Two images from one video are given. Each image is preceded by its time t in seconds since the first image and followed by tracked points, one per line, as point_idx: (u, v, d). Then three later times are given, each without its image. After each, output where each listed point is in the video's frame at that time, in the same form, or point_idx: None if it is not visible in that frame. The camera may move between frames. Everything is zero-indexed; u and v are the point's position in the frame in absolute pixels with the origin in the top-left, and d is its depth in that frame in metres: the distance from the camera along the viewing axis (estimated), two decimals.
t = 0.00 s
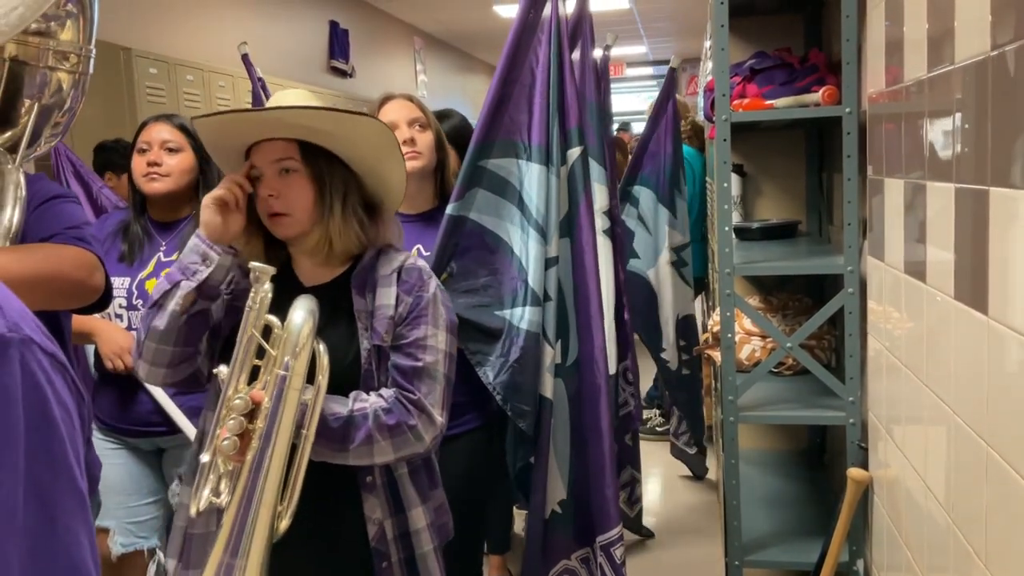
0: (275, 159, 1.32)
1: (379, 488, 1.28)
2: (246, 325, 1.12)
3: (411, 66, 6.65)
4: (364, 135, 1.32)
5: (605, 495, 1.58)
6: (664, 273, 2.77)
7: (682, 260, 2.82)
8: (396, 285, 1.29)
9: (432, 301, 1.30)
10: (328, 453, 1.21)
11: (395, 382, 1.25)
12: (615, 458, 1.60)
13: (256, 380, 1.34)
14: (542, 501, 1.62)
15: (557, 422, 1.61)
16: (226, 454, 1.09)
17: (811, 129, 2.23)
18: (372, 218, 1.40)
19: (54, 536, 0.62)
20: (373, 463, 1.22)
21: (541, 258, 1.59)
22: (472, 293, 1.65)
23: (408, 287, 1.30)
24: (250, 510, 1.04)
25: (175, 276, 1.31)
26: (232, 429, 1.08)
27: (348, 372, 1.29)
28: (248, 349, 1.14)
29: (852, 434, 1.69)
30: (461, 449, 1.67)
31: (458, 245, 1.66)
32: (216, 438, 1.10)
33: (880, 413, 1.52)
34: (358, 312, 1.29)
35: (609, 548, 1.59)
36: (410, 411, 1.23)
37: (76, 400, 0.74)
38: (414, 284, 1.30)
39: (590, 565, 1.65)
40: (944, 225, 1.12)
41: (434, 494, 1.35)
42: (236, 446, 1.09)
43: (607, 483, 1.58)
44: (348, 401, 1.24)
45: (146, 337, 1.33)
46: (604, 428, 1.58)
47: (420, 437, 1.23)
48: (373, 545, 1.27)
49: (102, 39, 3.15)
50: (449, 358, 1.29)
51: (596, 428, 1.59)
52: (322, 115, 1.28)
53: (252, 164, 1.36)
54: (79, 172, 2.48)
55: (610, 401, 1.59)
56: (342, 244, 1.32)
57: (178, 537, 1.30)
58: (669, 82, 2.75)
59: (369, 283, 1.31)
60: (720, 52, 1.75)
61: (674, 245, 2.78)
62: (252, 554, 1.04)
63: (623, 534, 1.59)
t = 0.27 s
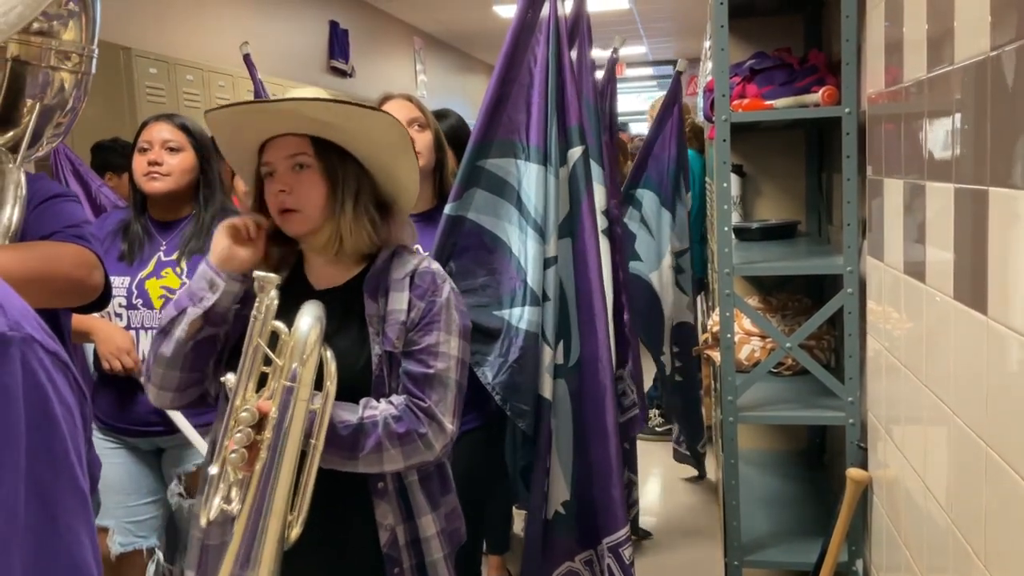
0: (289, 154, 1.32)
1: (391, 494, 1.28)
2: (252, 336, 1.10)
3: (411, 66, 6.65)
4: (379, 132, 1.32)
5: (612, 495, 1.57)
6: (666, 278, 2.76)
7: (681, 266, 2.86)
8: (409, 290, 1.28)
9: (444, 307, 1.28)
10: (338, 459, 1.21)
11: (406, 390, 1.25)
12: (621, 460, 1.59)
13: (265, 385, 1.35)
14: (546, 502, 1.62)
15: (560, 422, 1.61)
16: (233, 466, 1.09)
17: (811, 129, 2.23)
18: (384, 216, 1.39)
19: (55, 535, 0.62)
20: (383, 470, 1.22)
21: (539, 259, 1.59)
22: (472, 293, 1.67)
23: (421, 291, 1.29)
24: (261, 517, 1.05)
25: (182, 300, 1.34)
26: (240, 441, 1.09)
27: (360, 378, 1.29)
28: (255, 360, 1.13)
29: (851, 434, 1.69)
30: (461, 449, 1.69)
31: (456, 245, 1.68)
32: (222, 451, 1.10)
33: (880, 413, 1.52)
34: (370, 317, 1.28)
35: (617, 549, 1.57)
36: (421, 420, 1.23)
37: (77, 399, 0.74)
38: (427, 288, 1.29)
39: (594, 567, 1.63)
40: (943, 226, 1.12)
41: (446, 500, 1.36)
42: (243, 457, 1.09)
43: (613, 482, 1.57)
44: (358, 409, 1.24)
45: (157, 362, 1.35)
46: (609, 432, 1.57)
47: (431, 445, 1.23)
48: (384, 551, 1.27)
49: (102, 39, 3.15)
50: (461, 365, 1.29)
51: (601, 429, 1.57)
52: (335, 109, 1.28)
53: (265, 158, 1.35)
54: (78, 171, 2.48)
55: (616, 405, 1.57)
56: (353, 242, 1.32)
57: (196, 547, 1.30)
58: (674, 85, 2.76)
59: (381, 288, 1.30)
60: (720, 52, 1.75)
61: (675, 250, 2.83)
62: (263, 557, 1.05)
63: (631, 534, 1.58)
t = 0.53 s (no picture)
0: (311, 149, 1.32)
1: (406, 492, 1.27)
2: (259, 328, 1.08)
3: (410, 66, 6.65)
4: (402, 134, 1.33)
5: (625, 496, 1.57)
6: (670, 282, 2.84)
7: (685, 269, 2.89)
8: (421, 286, 1.28)
9: (457, 302, 1.27)
10: (350, 453, 1.19)
11: (417, 383, 1.23)
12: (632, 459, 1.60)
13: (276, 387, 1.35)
14: (548, 503, 1.64)
15: (562, 422, 1.62)
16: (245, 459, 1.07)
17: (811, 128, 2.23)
18: (400, 218, 1.40)
19: (55, 533, 0.62)
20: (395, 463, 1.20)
21: (535, 258, 1.59)
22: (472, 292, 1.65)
23: (434, 288, 1.29)
24: (273, 512, 1.02)
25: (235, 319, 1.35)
26: (249, 434, 1.07)
27: (375, 376, 1.29)
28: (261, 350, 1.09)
29: (851, 434, 1.69)
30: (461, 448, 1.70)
31: (455, 243, 1.68)
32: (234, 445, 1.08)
33: (879, 413, 1.52)
34: (382, 313, 1.29)
35: (630, 548, 1.57)
36: (433, 412, 1.21)
37: (77, 396, 0.74)
38: (439, 284, 1.29)
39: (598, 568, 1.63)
40: (944, 225, 1.12)
41: (462, 497, 1.36)
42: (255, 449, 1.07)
43: (625, 480, 1.57)
44: (369, 401, 1.22)
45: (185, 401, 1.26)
46: (620, 432, 1.57)
47: (443, 439, 1.21)
48: (399, 550, 1.27)
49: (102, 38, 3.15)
50: (474, 360, 1.27)
51: (609, 429, 1.57)
52: (347, 106, 1.28)
53: (285, 151, 1.35)
54: (78, 171, 2.49)
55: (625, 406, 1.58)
56: (367, 243, 1.32)
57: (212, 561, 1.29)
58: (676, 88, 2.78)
59: (394, 284, 1.30)
60: (720, 51, 1.75)
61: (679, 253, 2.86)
62: (278, 552, 1.02)
63: (643, 532, 1.57)
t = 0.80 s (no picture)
0: (324, 152, 1.31)
1: (412, 487, 1.26)
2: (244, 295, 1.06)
3: (410, 66, 6.65)
4: (412, 135, 1.32)
5: (633, 495, 1.58)
6: (678, 288, 2.86)
7: (693, 273, 2.90)
8: (423, 280, 1.28)
9: (459, 296, 1.28)
10: (345, 427, 1.19)
11: (416, 371, 1.23)
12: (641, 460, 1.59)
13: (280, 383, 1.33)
14: (547, 505, 1.64)
15: (563, 424, 1.62)
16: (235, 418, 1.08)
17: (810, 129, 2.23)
18: (411, 219, 1.40)
19: (51, 531, 0.62)
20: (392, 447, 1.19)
21: (535, 259, 1.59)
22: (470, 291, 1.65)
23: (436, 282, 1.29)
24: (265, 468, 0.98)
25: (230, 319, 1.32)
26: (239, 394, 1.06)
27: (377, 364, 1.30)
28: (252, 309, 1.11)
29: (851, 435, 1.69)
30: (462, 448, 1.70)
31: (455, 243, 1.68)
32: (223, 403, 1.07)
33: (879, 413, 1.52)
34: (385, 307, 1.29)
35: (640, 547, 1.58)
36: (431, 398, 1.20)
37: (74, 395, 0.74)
38: (442, 280, 1.29)
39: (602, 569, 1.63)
40: (944, 226, 1.12)
41: (466, 492, 1.35)
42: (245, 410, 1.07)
43: (634, 480, 1.58)
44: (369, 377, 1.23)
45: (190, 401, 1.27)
46: (629, 432, 1.58)
47: (439, 424, 1.20)
48: (405, 545, 1.26)
49: (102, 39, 3.15)
50: (473, 352, 1.27)
51: (616, 429, 1.58)
52: (352, 111, 1.27)
53: (295, 153, 1.34)
54: (78, 171, 2.49)
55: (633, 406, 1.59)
56: (378, 247, 1.32)
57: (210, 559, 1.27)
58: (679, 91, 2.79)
59: (398, 278, 1.30)
60: (719, 52, 1.75)
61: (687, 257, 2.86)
62: (270, 509, 0.98)
63: (652, 532, 1.59)
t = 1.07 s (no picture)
0: (321, 151, 1.31)
1: (405, 486, 1.27)
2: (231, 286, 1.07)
3: (409, 67, 6.65)
4: (410, 137, 1.32)
5: (638, 492, 1.57)
6: (679, 292, 2.88)
7: (696, 276, 2.90)
8: (420, 278, 1.29)
9: (456, 293, 1.29)
10: (344, 426, 1.19)
11: (416, 367, 1.24)
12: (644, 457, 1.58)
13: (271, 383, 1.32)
14: (548, 506, 1.64)
15: (563, 425, 1.62)
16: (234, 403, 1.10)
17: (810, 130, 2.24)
18: (405, 220, 1.40)
19: (46, 532, 0.62)
20: (393, 443, 1.19)
21: (535, 259, 1.60)
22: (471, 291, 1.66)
23: (432, 280, 1.30)
24: (269, 459, 0.98)
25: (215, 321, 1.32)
26: (236, 381, 1.08)
27: (371, 362, 1.29)
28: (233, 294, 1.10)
29: (851, 435, 1.69)
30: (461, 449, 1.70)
31: (454, 244, 1.68)
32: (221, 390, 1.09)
33: (879, 414, 1.51)
34: (381, 305, 1.29)
35: (645, 543, 1.57)
36: (432, 392, 1.21)
37: (70, 395, 0.74)
38: (438, 277, 1.30)
39: (602, 569, 1.62)
40: (944, 226, 1.12)
41: (456, 492, 1.36)
42: (243, 395, 1.09)
43: (637, 479, 1.56)
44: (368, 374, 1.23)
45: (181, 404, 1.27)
46: (632, 427, 1.57)
47: (441, 419, 1.21)
48: (395, 544, 1.26)
49: (101, 39, 3.15)
50: (473, 348, 1.27)
51: (613, 433, 1.58)
52: (354, 111, 1.28)
53: (291, 151, 1.34)
54: (78, 171, 2.49)
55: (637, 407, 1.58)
56: (371, 248, 1.32)
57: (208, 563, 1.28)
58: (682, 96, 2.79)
59: (393, 276, 1.30)
60: (719, 53, 1.75)
61: (688, 260, 2.89)
62: (278, 498, 0.98)
63: (656, 528, 1.57)
